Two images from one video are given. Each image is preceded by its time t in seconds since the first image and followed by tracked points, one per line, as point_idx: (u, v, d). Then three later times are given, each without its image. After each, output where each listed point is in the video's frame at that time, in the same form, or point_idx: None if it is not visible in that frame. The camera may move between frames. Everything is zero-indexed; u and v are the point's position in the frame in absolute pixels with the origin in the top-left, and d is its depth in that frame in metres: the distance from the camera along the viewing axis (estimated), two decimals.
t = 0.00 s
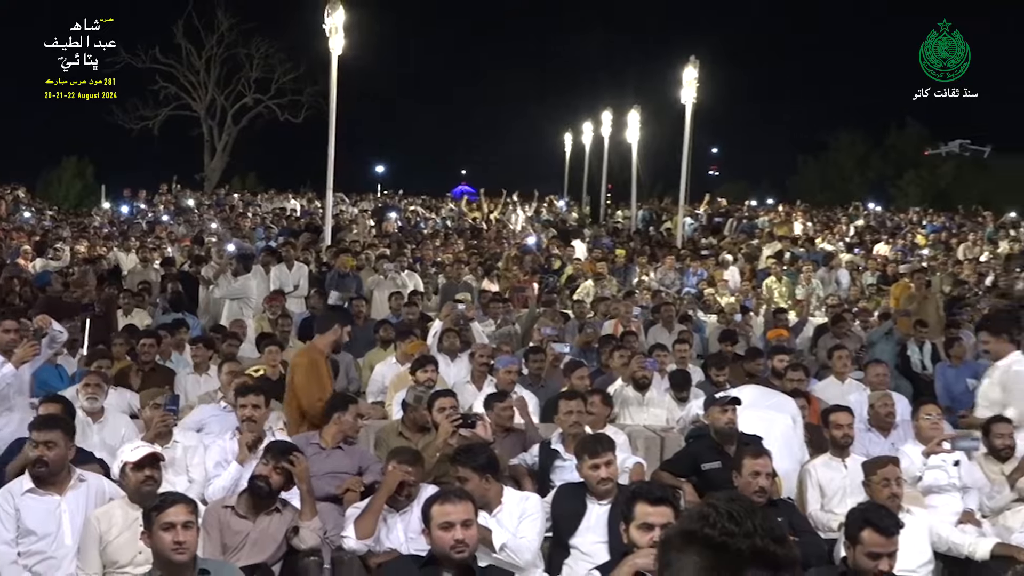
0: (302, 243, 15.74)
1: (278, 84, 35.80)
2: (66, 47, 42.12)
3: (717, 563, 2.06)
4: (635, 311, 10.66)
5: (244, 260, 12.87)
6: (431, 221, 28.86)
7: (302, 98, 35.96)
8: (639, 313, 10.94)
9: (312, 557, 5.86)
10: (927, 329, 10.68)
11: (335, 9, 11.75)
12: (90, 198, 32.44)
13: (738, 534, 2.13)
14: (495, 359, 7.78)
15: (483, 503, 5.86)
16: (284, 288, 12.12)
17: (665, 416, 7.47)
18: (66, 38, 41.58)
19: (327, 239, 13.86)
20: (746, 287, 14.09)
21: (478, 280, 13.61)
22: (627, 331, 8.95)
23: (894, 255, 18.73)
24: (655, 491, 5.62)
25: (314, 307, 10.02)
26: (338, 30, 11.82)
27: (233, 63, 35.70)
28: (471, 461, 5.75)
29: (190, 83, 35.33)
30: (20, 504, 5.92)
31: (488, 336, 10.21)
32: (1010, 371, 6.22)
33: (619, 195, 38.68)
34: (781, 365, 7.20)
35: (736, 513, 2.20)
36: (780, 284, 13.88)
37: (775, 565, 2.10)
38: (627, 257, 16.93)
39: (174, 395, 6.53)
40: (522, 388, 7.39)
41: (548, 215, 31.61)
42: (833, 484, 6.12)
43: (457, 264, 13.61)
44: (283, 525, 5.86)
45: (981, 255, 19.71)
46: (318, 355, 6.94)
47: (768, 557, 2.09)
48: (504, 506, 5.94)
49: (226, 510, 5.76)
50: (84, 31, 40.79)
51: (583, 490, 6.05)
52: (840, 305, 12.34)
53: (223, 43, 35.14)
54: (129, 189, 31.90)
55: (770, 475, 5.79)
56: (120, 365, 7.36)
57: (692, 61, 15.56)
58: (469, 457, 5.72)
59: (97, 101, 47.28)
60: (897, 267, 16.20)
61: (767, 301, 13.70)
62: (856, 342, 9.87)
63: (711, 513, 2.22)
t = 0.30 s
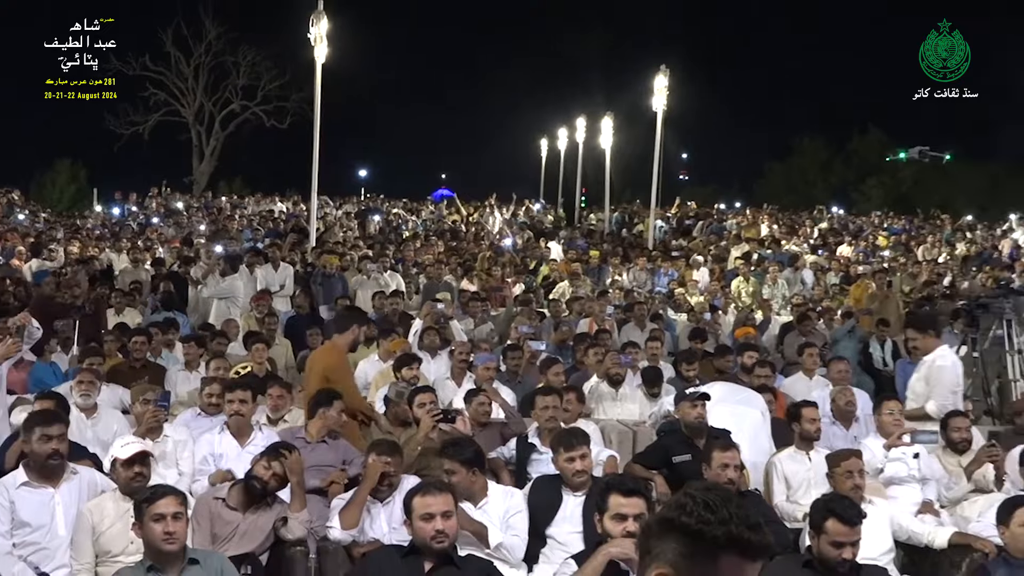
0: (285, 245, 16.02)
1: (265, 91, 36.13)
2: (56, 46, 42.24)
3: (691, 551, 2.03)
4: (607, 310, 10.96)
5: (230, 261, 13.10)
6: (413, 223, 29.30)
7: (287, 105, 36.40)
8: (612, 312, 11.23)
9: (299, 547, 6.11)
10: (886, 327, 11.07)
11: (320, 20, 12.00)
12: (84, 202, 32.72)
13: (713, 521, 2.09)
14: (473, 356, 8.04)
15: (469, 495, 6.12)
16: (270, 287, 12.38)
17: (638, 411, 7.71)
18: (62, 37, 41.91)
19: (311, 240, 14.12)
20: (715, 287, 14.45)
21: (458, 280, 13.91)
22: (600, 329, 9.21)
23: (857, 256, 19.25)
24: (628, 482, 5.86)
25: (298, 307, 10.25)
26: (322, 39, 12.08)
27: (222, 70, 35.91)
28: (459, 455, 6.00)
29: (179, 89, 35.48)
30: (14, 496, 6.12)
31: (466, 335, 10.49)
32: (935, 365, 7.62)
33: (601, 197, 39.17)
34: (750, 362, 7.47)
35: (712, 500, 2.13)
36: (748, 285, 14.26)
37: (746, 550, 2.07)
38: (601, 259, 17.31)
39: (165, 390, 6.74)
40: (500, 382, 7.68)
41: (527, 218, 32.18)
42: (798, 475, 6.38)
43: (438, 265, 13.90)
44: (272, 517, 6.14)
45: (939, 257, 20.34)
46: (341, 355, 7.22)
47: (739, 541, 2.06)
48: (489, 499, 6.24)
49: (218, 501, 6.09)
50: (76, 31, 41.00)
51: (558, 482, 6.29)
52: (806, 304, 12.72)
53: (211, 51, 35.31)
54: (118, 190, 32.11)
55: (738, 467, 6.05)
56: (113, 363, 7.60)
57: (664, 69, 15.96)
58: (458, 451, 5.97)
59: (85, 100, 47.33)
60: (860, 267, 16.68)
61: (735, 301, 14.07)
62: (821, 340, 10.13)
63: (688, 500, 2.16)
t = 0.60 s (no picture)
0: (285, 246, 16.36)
1: (268, 98, 37.43)
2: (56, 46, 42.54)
3: (684, 537, 2.15)
4: (596, 310, 11.26)
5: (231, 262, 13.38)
6: (409, 225, 29.81)
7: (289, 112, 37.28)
8: (601, 311, 11.55)
9: (301, 536, 6.37)
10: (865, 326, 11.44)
11: (320, 30, 12.25)
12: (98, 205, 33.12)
13: (704, 509, 2.20)
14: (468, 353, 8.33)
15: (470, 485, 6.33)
16: (272, 288, 12.70)
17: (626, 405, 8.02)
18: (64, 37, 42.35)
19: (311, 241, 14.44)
20: (700, 287, 14.84)
21: (454, 280, 14.25)
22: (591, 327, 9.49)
23: (837, 258, 19.71)
24: (616, 474, 6.11)
25: (300, 306, 10.52)
26: (323, 50, 12.32)
27: (225, 79, 37.28)
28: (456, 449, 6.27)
29: (186, 98, 36.89)
30: (28, 488, 6.40)
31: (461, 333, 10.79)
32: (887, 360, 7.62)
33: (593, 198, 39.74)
34: (735, 360, 7.74)
35: (703, 489, 2.25)
36: (731, 285, 14.65)
37: (738, 535, 2.19)
38: (590, 260, 17.74)
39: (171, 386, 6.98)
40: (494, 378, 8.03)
41: (520, 221, 32.82)
42: (780, 468, 6.65)
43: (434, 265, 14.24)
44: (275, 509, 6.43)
45: (915, 259, 20.96)
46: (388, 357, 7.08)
47: (732, 527, 2.18)
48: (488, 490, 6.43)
49: (224, 493, 6.39)
50: (76, 30, 41.31)
51: (550, 475, 6.56)
52: (787, 303, 13.10)
53: (215, 61, 36.59)
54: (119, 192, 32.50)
55: (722, 460, 6.31)
56: (120, 359, 7.86)
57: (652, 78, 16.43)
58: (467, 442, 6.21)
59: (83, 99, 47.64)
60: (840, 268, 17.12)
61: (719, 300, 14.47)
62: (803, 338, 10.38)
63: (682, 491, 2.28)
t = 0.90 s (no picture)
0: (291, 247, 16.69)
1: (277, 105, 38.43)
2: (57, 45, 42.88)
3: (684, 524, 2.22)
4: (593, 307, 11.58)
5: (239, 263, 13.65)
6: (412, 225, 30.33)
7: (298, 118, 38.51)
8: (598, 309, 11.88)
9: (309, 525, 6.74)
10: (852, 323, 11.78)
11: (327, 38, 12.52)
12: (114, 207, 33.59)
13: (703, 498, 2.28)
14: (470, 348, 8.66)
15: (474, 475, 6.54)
16: (281, 286, 13.04)
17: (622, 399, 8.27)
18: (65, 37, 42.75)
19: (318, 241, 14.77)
20: (692, 286, 15.23)
21: (456, 279, 14.60)
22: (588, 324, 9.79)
23: (823, 258, 20.15)
24: (613, 464, 6.35)
25: (309, 304, 10.79)
26: (330, 58, 12.57)
27: (236, 86, 38.06)
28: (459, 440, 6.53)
29: (197, 104, 37.81)
30: (48, 478, 6.70)
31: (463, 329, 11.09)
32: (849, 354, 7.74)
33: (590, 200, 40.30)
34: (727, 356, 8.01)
35: (702, 479, 2.34)
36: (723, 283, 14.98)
37: (735, 522, 2.27)
38: (586, 260, 18.17)
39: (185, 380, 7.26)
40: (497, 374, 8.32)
41: (519, 222, 33.47)
42: (769, 459, 6.92)
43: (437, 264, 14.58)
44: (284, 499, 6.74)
45: (899, 259, 21.57)
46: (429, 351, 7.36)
47: (730, 514, 2.25)
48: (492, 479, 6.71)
49: (235, 482, 6.66)
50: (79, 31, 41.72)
51: (548, 466, 6.82)
52: (776, 301, 13.45)
53: (226, 69, 37.38)
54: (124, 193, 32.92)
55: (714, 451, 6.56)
56: (137, 356, 8.18)
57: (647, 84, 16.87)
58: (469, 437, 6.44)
59: (86, 100, 48.10)
60: (826, 267, 17.52)
61: (712, 297, 14.86)
62: (791, 334, 10.61)
63: (681, 479, 2.36)
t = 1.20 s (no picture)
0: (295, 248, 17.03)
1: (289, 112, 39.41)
2: (59, 48, 43.27)
3: (684, 513, 2.39)
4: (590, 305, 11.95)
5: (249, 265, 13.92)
6: (413, 226, 30.91)
7: (307, 125, 39.36)
8: (595, 306, 12.26)
9: (318, 515, 6.96)
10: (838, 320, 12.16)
11: (335, 48, 12.80)
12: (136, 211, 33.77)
13: (702, 488, 2.45)
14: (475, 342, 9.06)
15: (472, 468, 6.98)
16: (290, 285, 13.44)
17: (618, 395, 8.54)
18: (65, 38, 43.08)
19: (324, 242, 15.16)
20: (686, 284, 15.65)
21: (457, 278, 15.01)
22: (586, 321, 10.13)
23: (810, 258, 20.63)
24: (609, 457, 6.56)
25: (317, 302, 11.09)
26: (338, 66, 12.86)
27: (247, 94, 39.40)
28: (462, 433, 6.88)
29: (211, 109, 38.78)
30: (67, 469, 6.97)
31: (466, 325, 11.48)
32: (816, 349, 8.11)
33: (588, 201, 40.85)
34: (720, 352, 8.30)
35: (701, 469, 2.52)
36: (715, 282, 15.37)
37: (733, 511, 2.44)
38: (583, 260, 18.65)
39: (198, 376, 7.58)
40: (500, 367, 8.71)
41: (518, 223, 34.07)
42: (759, 451, 7.21)
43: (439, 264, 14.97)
44: (294, 489, 6.99)
45: (885, 258, 22.21)
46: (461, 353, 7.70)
47: (728, 503, 2.42)
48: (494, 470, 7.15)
49: (247, 474, 6.96)
50: (79, 31, 42.01)
51: (547, 459, 7.08)
52: (766, 300, 13.84)
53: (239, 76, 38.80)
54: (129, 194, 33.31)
55: (707, 443, 6.82)
56: (153, 353, 8.49)
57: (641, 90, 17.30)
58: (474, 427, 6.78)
59: (86, 103, 48.53)
60: (813, 267, 17.97)
61: (705, 295, 15.28)
62: (781, 331, 10.94)
63: (681, 471, 2.54)
